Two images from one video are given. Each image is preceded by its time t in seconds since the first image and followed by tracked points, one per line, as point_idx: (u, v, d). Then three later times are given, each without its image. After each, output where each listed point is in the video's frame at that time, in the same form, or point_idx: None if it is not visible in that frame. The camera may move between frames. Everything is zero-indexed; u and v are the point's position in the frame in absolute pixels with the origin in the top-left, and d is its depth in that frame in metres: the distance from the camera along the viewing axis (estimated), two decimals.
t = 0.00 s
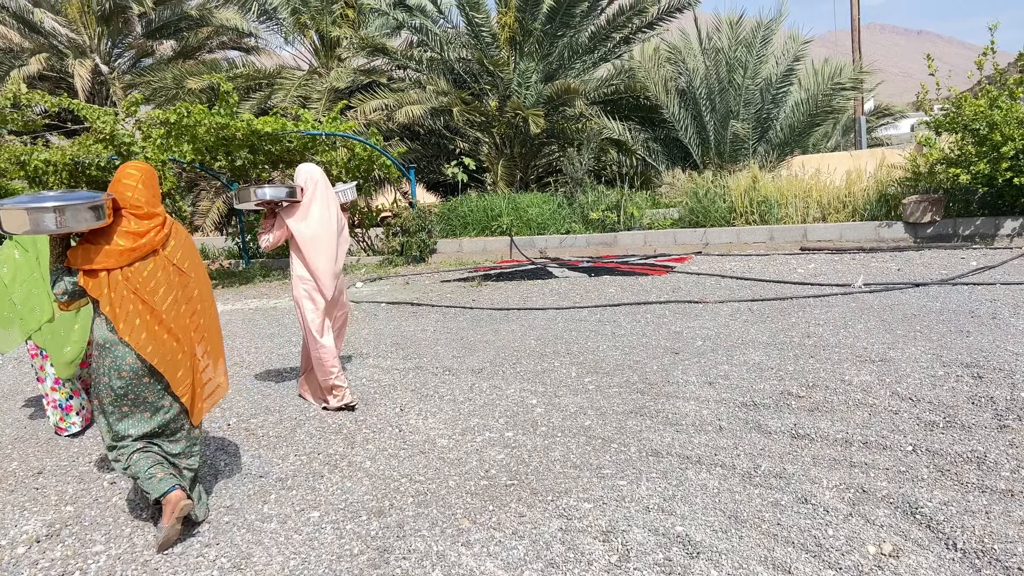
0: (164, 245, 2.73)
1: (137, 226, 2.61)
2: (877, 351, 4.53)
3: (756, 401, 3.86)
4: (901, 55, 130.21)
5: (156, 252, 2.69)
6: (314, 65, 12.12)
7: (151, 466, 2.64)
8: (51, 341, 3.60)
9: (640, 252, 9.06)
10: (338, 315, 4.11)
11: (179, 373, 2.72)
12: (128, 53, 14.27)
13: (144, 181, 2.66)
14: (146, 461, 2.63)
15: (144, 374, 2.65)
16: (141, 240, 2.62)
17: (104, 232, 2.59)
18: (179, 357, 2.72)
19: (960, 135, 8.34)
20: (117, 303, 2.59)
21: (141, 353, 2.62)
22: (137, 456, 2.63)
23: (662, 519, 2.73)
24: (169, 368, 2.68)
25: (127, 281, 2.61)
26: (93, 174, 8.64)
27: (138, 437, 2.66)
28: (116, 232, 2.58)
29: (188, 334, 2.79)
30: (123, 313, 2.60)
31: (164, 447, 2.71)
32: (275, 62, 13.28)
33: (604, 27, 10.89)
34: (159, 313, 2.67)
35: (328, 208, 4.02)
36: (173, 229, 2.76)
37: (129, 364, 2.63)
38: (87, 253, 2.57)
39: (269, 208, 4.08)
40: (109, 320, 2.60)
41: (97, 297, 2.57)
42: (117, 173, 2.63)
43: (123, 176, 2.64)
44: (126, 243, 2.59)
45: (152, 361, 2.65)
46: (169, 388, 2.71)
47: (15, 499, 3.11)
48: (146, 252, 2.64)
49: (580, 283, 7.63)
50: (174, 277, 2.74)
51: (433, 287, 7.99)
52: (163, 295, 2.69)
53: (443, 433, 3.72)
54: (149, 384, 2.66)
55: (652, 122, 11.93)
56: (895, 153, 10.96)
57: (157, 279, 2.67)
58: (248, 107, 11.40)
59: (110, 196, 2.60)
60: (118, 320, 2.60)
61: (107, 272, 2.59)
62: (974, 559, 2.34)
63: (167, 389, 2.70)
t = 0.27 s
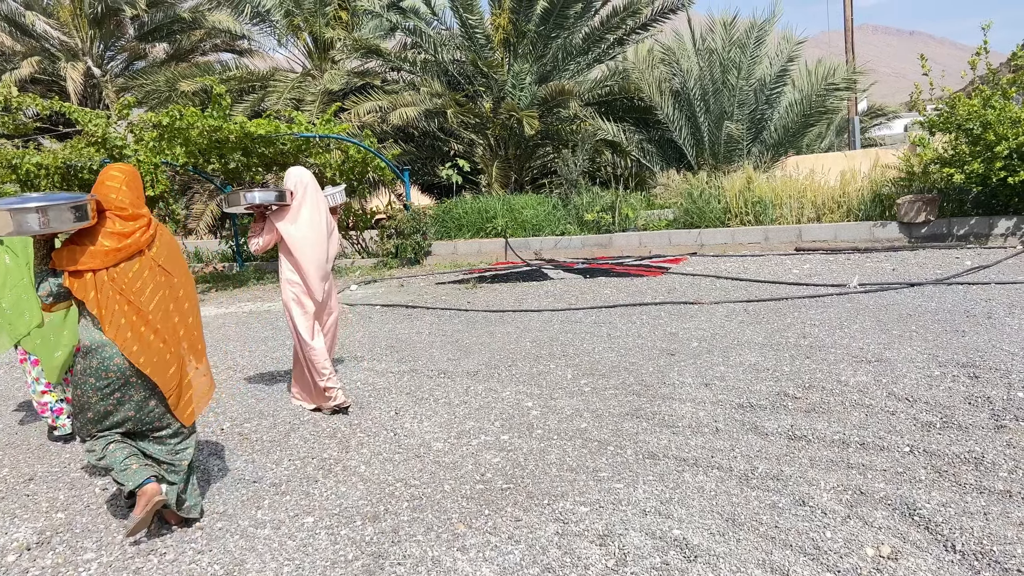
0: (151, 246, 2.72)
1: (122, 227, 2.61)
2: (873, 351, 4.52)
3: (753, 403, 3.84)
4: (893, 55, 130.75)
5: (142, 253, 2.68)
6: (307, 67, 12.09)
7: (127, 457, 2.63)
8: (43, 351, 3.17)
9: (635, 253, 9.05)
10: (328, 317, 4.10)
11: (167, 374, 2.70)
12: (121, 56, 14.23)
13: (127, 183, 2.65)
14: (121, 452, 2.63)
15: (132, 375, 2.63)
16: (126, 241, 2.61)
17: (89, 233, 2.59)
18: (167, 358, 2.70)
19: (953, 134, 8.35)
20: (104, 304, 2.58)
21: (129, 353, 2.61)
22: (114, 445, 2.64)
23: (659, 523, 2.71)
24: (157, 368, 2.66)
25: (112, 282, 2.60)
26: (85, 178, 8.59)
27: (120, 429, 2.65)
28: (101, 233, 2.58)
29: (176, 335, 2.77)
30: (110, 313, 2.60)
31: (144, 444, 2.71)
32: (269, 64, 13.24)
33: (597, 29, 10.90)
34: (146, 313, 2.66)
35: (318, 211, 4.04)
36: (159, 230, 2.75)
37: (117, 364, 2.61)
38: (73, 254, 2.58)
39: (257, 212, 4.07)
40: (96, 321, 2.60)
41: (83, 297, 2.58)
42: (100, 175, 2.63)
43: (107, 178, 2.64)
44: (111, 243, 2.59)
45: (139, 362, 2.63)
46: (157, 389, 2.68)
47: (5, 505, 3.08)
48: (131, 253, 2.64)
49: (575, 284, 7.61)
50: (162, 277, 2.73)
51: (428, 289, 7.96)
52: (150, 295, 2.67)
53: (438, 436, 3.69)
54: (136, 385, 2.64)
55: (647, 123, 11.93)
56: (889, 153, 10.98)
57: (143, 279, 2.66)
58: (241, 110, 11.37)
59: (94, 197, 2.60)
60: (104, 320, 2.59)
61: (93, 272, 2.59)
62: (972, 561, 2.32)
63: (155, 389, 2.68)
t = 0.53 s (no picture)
0: (119, 248, 2.66)
1: (89, 229, 2.55)
2: (861, 350, 4.52)
3: (742, 404, 3.82)
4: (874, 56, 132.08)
5: (110, 255, 2.63)
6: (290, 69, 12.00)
7: (83, 468, 2.66)
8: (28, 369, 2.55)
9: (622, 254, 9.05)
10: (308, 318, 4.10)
11: (140, 376, 2.66)
12: (101, 59, 14.06)
13: (92, 185, 2.59)
14: (76, 462, 2.64)
15: (104, 378, 2.59)
16: (95, 243, 2.56)
17: (56, 236, 2.53)
18: (140, 359, 2.66)
19: (936, 134, 8.41)
20: (74, 307, 2.53)
21: (100, 356, 2.57)
22: (69, 459, 2.62)
23: (650, 526, 2.68)
24: (130, 371, 2.63)
25: (81, 285, 2.54)
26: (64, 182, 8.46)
27: (74, 441, 2.63)
28: (68, 236, 2.53)
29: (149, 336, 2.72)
30: (80, 316, 2.54)
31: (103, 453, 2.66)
32: (252, 67, 13.14)
33: (582, 30, 10.89)
34: (118, 315, 2.60)
35: (295, 213, 4.04)
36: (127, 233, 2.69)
37: (86, 368, 2.56)
38: (39, 257, 2.52)
39: (236, 214, 4.09)
40: (67, 324, 2.55)
41: (51, 301, 2.52)
42: (64, 179, 2.57)
43: (71, 181, 2.58)
44: (79, 245, 2.53)
45: (110, 365, 2.59)
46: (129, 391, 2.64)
47: None
48: (100, 255, 2.58)
49: (563, 286, 7.58)
50: (132, 279, 2.67)
51: (414, 292, 7.91)
52: (122, 297, 2.62)
53: (425, 441, 3.64)
54: (104, 388, 2.59)
55: (632, 124, 11.94)
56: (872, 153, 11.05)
57: (114, 281, 2.60)
58: (224, 113, 11.26)
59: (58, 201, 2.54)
60: (75, 322, 2.54)
61: (61, 275, 2.53)
62: (965, 561, 2.31)
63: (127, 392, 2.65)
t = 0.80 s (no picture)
0: (93, 252, 2.67)
1: (62, 232, 2.56)
2: (849, 350, 4.53)
3: (731, 405, 3.81)
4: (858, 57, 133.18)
5: (84, 258, 2.63)
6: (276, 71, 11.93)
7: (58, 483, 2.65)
8: (7, 369, 2.67)
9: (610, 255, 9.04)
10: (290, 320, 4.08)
11: (118, 378, 2.65)
12: (85, 61, 13.92)
13: (64, 189, 2.61)
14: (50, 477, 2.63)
15: (80, 382, 2.58)
16: (67, 246, 2.57)
17: (28, 240, 2.54)
18: (118, 361, 2.66)
19: (921, 133, 8.46)
20: (48, 311, 2.53)
21: (77, 359, 2.56)
22: (47, 473, 2.62)
23: (642, 529, 2.65)
24: (109, 372, 2.62)
25: (54, 288, 2.54)
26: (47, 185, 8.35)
27: (50, 457, 2.62)
28: (40, 240, 2.54)
29: (124, 339, 2.71)
30: (54, 320, 2.53)
31: (78, 468, 2.63)
32: (237, 68, 13.04)
33: (568, 31, 10.89)
34: (92, 317, 2.60)
35: (278, 215, 4.01)
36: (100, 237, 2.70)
37: (59, 373, 2.55)
38: (12, 261, 2.53)
39: (218, 215, 4.05)
40: (41, 328, 2.55)
41: (25, 304, 2.53)
42: (36, 183, 2.59)
43: (43, 186, 2.60)
44: (52, 249, 2.54)
45: (88, 368, 2.58)
46: (107, 393, 2.64)
47: None
48: (73, 258, 2.59)
49: (551, 287, 7.56)
50: (107, 282, 2.67)
51: (402, 295, 7.86)
52: (96, 300, 2.62)
53: (414, 445, 3.61)
54: (80, 392, 2.58)
55: (619, 125, 11.94)
56: (858, 152, 11.11)
57: (88, 283, 2.60)
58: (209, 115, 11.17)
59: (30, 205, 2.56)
60: (49, 326, 2.53)
61: (34, 279, 2.54)
62: (957, 562, 2.30)
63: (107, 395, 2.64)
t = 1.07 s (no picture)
0: (44, 261, 2.59)
1: (11, 242, 2.47)
2: (830, 349, 4.54)
3: (714, 406, 3.80)
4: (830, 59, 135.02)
5: (35, 268, 2.55)
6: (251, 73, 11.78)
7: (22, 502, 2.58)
8: None
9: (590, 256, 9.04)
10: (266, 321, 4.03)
11: (81, 383, 2.61)
12: (55, 64, 13.66)
13: (13, 197, 2.53)
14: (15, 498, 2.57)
15: (38, 391, 2.51)
16: (18, 256, 2.48)
17: None
18: (78, 367, 2.61)
19: (896, 133, 8.55)
20: None
21: (36, 368, 2.49)
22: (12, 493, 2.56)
23: (627, 534, 2.62)
24: (67, 382, 2.57)
25: (5, 299, 2.46)
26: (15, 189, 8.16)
27: (14, 477, 2.54)
28: None
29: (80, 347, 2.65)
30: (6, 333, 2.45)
31: (41, 485, 2.56)
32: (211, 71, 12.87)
33: (546, 32, 10.87)
34: (47, 328, 2.53)
35: (250, 216, 3.96)
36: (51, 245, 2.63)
37: (13, 383, 2.46)
38: None
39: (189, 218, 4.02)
40: None
41: None
42: None
43: None
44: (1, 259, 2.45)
45: (49, 375, 2.53)
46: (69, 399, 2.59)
47: None
48: (24, 268, 2.50)
49: (531, 289, 7.53)
50: (60, 290, 2.61)
51: (381, 298, 7.78)
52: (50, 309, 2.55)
53: (395, 451, 3.54)
54: (36, 402, 2.51)
55: (597, 126, 11.95)
56: (833, 152, 11.22)
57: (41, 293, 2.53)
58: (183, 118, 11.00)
59: None
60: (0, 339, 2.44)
61: None
62: (944, 562, 2.30)
63: (70, 404, 2.60)
